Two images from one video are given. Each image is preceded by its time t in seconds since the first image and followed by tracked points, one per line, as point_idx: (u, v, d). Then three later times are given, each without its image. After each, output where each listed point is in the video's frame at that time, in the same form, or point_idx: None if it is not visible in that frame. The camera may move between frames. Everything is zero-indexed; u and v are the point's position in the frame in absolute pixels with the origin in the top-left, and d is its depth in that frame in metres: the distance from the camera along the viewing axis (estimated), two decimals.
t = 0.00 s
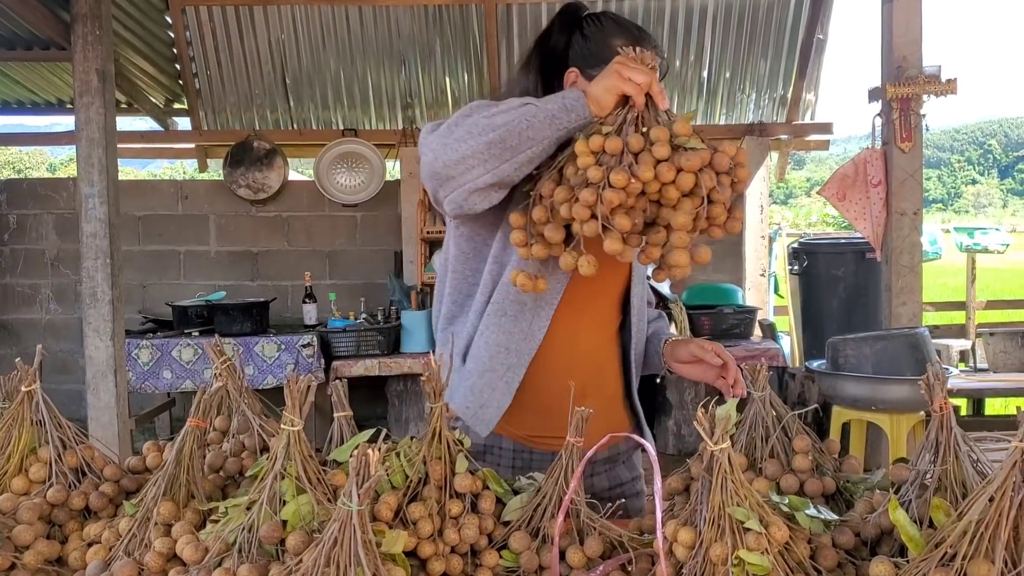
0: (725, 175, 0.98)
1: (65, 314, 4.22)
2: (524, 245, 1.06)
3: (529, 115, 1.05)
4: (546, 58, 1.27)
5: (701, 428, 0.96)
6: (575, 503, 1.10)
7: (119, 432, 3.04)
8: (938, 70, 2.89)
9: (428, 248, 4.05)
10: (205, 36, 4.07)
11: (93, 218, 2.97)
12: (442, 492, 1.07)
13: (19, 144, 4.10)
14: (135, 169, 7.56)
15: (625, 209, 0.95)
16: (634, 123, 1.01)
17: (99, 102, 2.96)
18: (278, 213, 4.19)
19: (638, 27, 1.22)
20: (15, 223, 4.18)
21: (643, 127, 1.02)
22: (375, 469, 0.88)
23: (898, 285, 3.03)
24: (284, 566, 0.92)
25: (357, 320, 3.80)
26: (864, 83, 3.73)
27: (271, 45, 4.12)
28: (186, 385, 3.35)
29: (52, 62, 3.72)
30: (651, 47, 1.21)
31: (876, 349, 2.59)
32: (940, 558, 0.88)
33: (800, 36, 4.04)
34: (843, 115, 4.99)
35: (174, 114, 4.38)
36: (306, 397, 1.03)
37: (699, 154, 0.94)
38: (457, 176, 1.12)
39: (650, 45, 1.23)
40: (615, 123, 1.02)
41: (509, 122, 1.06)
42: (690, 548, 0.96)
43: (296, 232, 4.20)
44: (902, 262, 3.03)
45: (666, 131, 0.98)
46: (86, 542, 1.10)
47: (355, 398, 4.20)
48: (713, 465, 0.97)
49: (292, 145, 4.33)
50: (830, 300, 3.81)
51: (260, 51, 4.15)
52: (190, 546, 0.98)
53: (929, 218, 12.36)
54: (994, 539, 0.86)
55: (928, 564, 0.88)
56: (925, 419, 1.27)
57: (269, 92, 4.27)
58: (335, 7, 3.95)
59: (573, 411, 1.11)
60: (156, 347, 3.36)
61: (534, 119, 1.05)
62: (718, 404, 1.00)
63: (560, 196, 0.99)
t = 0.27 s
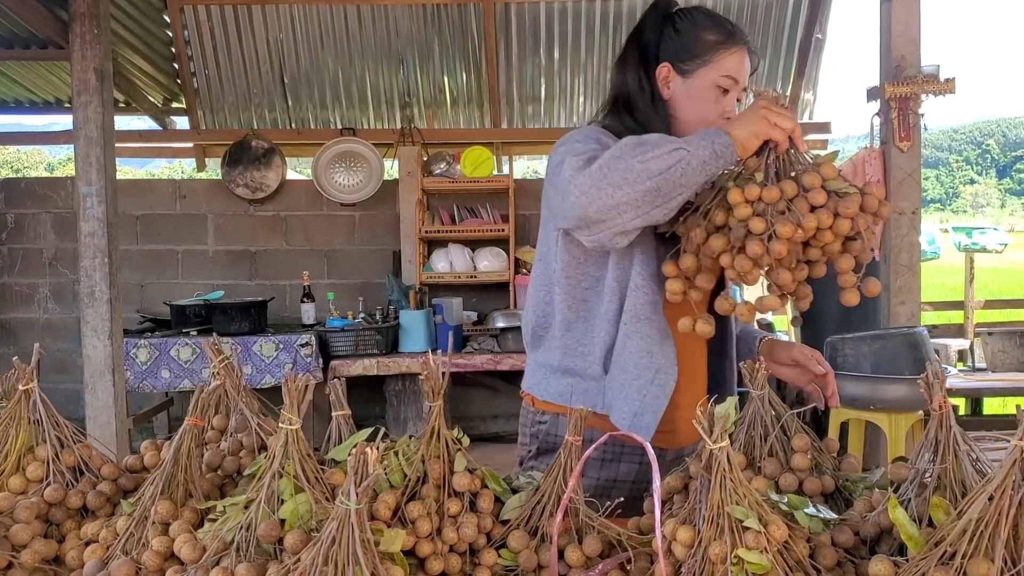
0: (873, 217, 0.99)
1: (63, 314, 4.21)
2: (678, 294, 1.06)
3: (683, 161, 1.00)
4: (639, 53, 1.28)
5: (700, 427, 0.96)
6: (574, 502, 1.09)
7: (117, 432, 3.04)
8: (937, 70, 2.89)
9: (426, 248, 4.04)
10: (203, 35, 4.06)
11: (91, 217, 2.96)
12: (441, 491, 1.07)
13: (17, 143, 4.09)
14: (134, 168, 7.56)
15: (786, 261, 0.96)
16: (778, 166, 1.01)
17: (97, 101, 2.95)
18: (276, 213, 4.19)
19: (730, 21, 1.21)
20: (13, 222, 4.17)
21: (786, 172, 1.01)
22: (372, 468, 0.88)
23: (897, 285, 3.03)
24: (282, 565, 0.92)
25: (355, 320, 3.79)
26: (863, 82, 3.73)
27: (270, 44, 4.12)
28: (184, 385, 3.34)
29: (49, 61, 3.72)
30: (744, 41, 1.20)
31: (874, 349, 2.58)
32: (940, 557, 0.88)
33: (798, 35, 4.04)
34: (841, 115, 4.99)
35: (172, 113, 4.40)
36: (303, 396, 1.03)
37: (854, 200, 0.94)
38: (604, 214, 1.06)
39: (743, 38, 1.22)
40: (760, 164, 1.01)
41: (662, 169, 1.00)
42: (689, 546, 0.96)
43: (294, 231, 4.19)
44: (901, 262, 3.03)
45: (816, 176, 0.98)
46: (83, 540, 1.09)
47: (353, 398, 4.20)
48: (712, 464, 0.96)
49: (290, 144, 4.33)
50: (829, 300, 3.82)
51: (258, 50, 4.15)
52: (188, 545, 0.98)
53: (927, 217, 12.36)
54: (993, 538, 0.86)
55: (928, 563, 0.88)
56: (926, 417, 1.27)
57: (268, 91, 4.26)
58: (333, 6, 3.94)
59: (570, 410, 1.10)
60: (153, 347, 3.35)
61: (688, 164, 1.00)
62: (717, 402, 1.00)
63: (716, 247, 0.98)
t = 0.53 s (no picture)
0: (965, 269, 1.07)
1: (59, 313, 4.21)
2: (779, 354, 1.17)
3: (771, 237, 1.02)
4: (693, 49, 1.29)
5: (695, 427, 0.96)
6: (569, 502, 1.09)
7: (112, 432, 3.03)
8: (933, 69, 2.90)
9: (423, 247, 4.04)
10: (199, 34, 4.05)
11: (87, 216, 2.95)
12: (435, 491, 1.07)
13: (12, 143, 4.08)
14: (130, 168, 7.54)
15: (888, 327, 1.05)
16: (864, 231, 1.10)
17: (93, 100, 2.94)
18: (272, 212, 4.18)
19: (785, 20, 1.24)
20: (8, 222, 4.16)
21: (874, 234, 1.11)
22: (366, 468, 0.88)
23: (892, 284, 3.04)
24: (276, 565, 0.92)
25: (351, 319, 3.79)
26: (858, 82, 3.74)
27: (265, 43, 4.11)
28: (180, 385, 3.34)
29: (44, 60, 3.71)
30: (799, 40, 1.23)
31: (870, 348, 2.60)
32: (934, 557, 0.88)
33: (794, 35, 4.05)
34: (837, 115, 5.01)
35: (168, 112, 4.38)
36: (297, 396, 1.02)
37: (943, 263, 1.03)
38: (690, 274, 1.06)
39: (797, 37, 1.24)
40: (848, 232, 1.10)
41: (750, 244, 1.02)
42: (683, 546, 0.96)
43: (290, 231, 4.19)
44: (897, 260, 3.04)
45: (905, 240, 1.07)
46: (77, 541, 1.09)
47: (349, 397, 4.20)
48: (707, 463, 0.96)
49: (286, 144, 4.32)
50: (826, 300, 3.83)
51: (254, 49, 4.14)
52: (181, 545, 0.98)
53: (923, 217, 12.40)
54: (988, 538, 0.86)
55: (923, 563, 0.88)
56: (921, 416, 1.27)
57: (263, 91, 4.26)
58: (330, 5, 3.94)
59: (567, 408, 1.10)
60: (149, 346, 3.35)
61: (774, 239, 1.02)
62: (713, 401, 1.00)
63: (813, 319, 1.10)
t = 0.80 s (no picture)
0: (979, 315, 1.09)
1: (50, 314, 4.19)
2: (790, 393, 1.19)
3: (781, 277, 1.08)
4: (717, 50, 1.32)
5: (684, 427, 0.96)
6: (558, 503, 1.09)
7: (103, 433, 3.02)
8: (924, 71, 2.90)
9: (415, 248, 4.04)
10: (191, 34, 4.04)
11: (77, 217, 2.94)
12: (425, 492, 1.07)
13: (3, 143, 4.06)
14: (123, 168, 7.51)
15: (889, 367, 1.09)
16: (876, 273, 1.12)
17: (84, 101, 2.93)
18: (264, 213, 4.17)
19: (812, 21, 1.25)
20: None
21: (889, 274, 1.13)
22: (354, 469, 0.88)
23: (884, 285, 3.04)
24: (263, 567, 0.92)
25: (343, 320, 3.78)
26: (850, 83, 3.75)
27: (258, 44, 4.10)
28: (171, 385, 3.32)
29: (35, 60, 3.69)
30: (824, 40, 1.24)
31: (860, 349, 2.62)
32: (922, 557, 0.88)
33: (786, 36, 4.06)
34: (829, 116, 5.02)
35: (159, 113, 4.35)
36: (286, 398, 1.02)
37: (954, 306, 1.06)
38: (696, 302, 1.12)
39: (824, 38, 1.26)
40: (860, 272, 1.13)
41: (758, 283, 1.08)
42: (672, 547, 0.96)
43: (282, 231, 4.18)
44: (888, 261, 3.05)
45: (918, 282, 1.09)
46: (65, 542, 1.09)
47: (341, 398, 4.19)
48: (695, 464, 0.96)
49: (278, 144, 4.31)
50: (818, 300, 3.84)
51: (246, 49, 4.13)
52: (169, 547, 0.98)
53: (916, 218, 12.44)
54: (975, 538, 0.86)
55: (910, 564, 0.88)
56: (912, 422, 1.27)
57: (256, 91, 4.25)
58: (322, 6, 3.93)
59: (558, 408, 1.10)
60: (141, 347, 3.33)
61: (785, 279, 1.08)
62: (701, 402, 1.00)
63: (817, 355, 1.12)
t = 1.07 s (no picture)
0: (962, 310, 1.09)
1: (44, 313, 4.17)
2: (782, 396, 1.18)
3: (762, 276, 1.08)
4: (713, 50, 1.33)
5: (677, 427, 0.96)
6: (551, 503, 1.09)
7: (97, 433, 3.01)
8: (918, 71, 2.91)
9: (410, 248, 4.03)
10: (185, 33, 4.03)
11: (71, 216, 2.93)
12: (417, 492, 1.07)
13: None
14: (117, 168, 7.49)
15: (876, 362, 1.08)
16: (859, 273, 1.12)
17: (78, 100, 2.92)
18: (258, 212, 4.17)
19: (805, 17, 1.24)
20: None
21: (872, 270, 1.13)
22: (347, 470, 0.87)
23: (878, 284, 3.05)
24: (256, 567, 0.92)
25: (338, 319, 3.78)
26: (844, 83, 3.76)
27: (253, 43, 4.10)
28: (165, 385, 3.32)
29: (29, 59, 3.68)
30: (814, 37, 1.23)
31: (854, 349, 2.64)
32: (914, 557, 0.88)
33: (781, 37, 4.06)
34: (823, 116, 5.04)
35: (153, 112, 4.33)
36: (278, 397, 1.02)
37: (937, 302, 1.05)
38: (679, 303, 1.13)
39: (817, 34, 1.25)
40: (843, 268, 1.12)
41: (740, 282, 1.08)
42: (665, 547, 0.96)
43: (277, 230, 4.17)
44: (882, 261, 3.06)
45: (901, 276, 1.09)
46: (56, 542, 1.08)
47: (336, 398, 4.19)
48: (688, 464, 0.96)
49: (273, 144, 4.30)
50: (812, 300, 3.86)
51: (240, 48, 4.12)
52: (161, 547, 0.97)
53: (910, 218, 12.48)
54: (967, 537, 0.86)
55: (903, 563, 0.88)
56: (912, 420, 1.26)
57: (250, 90, 4.25)
58: (317, 5, 3.93)
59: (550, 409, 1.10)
60: (135, 347, 3.33)
61: (766, 277, 1.08)
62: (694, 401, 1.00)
63: (803, 352, 1.12)
